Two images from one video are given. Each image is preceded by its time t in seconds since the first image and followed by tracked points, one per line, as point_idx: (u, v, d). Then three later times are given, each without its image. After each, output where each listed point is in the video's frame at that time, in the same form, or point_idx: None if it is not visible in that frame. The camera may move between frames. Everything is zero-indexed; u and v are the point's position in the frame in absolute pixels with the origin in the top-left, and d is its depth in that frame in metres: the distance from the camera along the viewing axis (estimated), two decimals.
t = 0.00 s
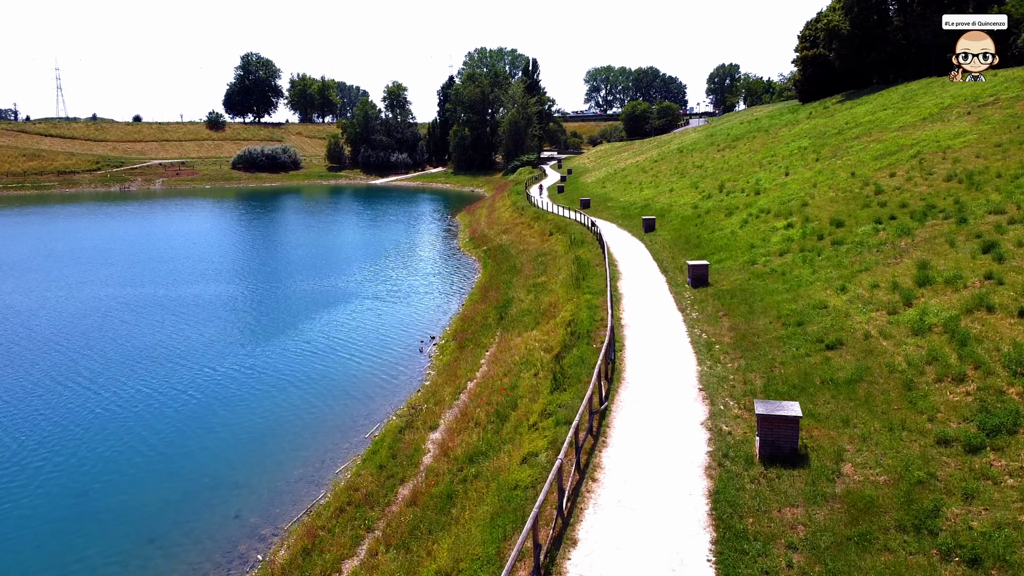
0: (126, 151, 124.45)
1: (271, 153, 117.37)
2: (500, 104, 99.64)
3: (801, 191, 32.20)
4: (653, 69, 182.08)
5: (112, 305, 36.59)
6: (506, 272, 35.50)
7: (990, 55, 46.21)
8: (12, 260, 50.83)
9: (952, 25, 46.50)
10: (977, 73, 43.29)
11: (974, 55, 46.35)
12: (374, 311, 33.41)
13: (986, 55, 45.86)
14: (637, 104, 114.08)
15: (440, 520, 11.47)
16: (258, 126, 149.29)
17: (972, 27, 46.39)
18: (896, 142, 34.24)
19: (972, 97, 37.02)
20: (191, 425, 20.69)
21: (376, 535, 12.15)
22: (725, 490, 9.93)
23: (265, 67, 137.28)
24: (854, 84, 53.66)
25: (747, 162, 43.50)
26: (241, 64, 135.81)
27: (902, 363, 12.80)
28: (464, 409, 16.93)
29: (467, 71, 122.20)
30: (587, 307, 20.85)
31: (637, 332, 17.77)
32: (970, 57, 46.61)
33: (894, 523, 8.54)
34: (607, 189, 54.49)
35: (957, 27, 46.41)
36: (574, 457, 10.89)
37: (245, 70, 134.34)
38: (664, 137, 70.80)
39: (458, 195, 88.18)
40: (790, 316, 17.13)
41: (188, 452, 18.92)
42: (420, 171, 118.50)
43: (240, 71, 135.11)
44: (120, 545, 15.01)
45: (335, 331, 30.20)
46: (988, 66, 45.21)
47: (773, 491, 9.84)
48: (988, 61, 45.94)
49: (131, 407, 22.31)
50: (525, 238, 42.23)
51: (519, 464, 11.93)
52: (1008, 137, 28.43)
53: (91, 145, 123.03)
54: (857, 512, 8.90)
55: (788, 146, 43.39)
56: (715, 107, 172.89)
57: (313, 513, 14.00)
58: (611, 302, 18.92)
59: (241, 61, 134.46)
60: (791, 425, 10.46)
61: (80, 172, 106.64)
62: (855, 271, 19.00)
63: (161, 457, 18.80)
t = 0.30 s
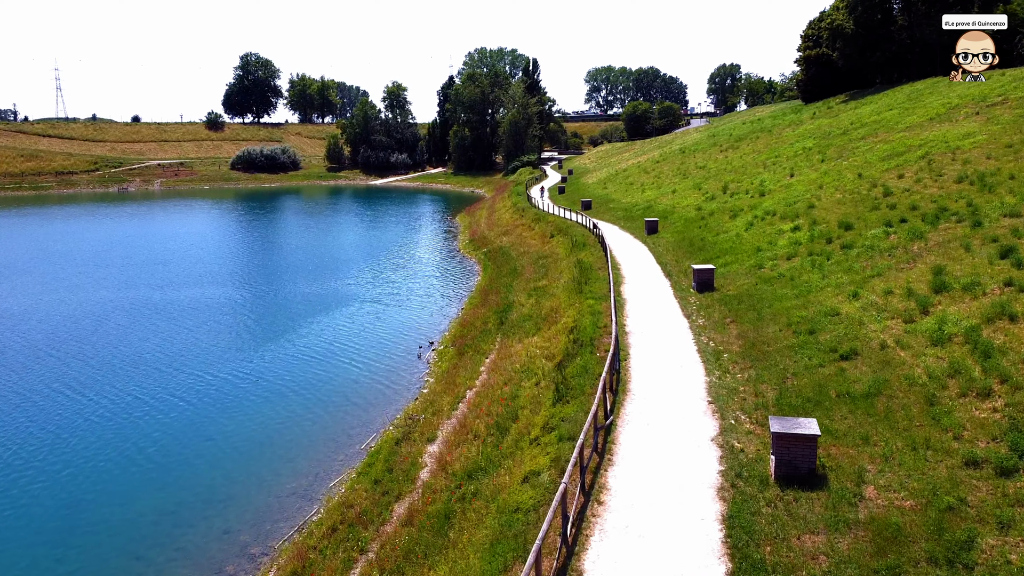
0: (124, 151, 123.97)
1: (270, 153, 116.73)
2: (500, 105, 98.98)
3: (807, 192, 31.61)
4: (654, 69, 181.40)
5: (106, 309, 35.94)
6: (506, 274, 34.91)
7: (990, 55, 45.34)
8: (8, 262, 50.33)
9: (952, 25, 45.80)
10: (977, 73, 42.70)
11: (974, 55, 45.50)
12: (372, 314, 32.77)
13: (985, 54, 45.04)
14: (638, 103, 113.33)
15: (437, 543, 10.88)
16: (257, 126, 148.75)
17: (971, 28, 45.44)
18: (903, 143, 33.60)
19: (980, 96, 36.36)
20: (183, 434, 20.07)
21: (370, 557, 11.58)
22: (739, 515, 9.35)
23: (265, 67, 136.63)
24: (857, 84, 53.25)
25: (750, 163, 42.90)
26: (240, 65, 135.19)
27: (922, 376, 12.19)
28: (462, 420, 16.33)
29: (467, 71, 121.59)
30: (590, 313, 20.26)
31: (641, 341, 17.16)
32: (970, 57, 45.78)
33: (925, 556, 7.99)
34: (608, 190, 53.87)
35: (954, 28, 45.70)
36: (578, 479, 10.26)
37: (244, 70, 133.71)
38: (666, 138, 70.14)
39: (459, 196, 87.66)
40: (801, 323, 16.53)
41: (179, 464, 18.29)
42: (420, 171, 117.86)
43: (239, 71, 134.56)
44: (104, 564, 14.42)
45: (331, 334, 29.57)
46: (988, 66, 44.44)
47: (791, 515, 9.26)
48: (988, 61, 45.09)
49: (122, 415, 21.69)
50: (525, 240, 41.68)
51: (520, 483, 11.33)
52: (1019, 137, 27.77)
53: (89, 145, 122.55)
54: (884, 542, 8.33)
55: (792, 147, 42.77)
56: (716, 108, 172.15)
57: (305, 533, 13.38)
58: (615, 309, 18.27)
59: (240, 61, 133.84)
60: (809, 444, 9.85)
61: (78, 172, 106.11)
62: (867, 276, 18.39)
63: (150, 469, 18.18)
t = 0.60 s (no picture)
0: (123, 151, 123.41)
1: (269, 153, 116.06)
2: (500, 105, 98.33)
3: (813, 194, 30.95)
4: (655, 69, 180.59)
5: (100, 313, 35.29)
6: (506, 278, 34.23)
7: (991, 55, 44.13)
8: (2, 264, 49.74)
9: (952, 25, 45.12)
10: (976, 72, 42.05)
11: (974, 55, 44.41)
12: (369, 319, 32.09)
13: (986, 54, 43.79)
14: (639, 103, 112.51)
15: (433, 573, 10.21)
16: (257, 126, 148.16)
17: (971, 27, 44.60)
18: (911, 144, 32.86)
19: (990, 96, 35.64)
20: (173, 446, 19.41)
21: None
22: (757, 548, 8.69)
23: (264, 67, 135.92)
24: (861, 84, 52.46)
25: (755, 164, 42.24)
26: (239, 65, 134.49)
27: (947, 393, 11.51)
28: (460, 434, 15.64)
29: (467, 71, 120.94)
30: (593, 321, 19.59)
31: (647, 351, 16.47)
32: (970, 57, 44.69)
33: None
34: (610, 191, 53.20)
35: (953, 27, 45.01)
36: (583, 507, 9.58)
37: (243, 70, 133.02)
38: (668, 138, 69.46)
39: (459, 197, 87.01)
40: (814, 333, 15.85)
41: (167, 478, 17.63)
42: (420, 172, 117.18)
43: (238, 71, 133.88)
44: None
45: (328, 340, 28.88)
46: (987, 66, 43.38)
47: (814, 549, 8.61)
48: (988, 61, 43.90)
49: (111, 425, 21.04)
50: (526, 242, 41.03)
51: (522, 508, 10.67)
52: None
53: (88, 145, 122.03)
54: None
55: (797, 148, 42.07)
56: (717, 108, 171.37)
57: (294, 557, 12.72)
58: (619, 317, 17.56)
59: (239, 61, 133.16)
60: (831, 470, 9.19)
61: (75, 172, 105.54)
62: (882, 283, 17.70)
63: (138, 484, 17.51)
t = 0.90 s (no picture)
0: (122, 151, 123.05)
1: (268, 154, 115.44)
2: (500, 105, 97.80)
3: (820, 196, 30.36)
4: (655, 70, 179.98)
5: (94, 317, 34.78)
6: (507, 281, 33.66)
7: (991, 55, 42.77)
8: None
9: (952, 25, 44.17)
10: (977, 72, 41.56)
11: (974, 55, 43.12)
12: (367, 323, 31.51)
13: (986, 54, 42.47)
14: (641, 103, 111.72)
15: None
16: (256, 126, 147.58)
17: (972, 27, 43.59)
18: (919, 144, 32.26)
19: (998, 96, 35.03)
20: (163, 456, 18.86)
21: None
22: None
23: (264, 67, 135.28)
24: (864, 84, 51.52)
25: (759, 165, 41.66)
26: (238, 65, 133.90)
27: (972, 409, 10.93)
28: (459, 447, 15.05)
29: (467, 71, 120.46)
30: (596, 327, 19.00)
31: (652, 360, 15.86)
32: (970, 57, 43.37)
33: None
34: (611, 192, 52.63)
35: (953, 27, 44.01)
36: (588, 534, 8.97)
37: (242, 70, 132.37)
38: (670, 138, 68.86)
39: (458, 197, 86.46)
40: (826, 342, 15.26)
41: (156, 490, 17.05)
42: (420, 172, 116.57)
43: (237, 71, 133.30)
44: None
45: (325, 345, 28.30)
46: (988, 66, 42.30)
47: None
48: (989, 61, 42.55)
49: (100, 434, 20.48)
50: (527, 244, 40.46)
51: (523, 532, 10.09)
52: None
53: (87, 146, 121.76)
54: None
55: (803, 148, 41.46)
56: (718, 108, 170.77)
57: None
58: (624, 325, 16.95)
59: (238, 61, 132.55)
60: (853, 495, 8.60)
61: (73, 173, 105.06)
62: (896, 289, 17.10)
63: (125, 496, 16.93)
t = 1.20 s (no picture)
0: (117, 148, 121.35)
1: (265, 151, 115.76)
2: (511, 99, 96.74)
3: (847, 194, 28.89)
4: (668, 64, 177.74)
5: (94, 322, 34.06)
6: (518, 283, 32.60)
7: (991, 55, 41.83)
8: None
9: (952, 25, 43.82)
10: (974, 73, 40.75)
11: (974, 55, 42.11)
12: (372, 328, 30.63)
13: (985, 54, 41.47)
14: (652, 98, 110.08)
15: None
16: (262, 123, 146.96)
17: (971, 27, 43.01)
18: (952, 139, 30.67)
19: None
20: (156, 474, 17.98)
21: None
22: None
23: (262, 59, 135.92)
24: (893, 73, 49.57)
25: (781, 161, 40.13)
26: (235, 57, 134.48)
27: None
28: (463, 470, 13.96)
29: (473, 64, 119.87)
30: (610, 340, 17.88)
31: (671, 376, 14.66)
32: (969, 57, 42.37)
33: None
34: (625, 189, 51.30)
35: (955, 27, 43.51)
36: None
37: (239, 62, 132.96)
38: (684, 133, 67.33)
39: (467, 194, 85.54)
40: (863, 356, 14.00)
41: (146, 510, 16.16)
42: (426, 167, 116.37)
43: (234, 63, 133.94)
44: None
45: (327, 352, 27.41)
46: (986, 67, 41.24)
47: None
48: (988, 61, 41.54)
49: (92, 448, 19.63)
50: (538, 244, 39.32)
51: None
52: None
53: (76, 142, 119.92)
54: None
55: (828, 143, 39.81)
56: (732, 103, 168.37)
57: None
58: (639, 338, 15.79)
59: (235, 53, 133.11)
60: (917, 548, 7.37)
61: (64, 168, 102.84)
62: (938, 296, 15.74)
63: (116, 516, 16.08)
